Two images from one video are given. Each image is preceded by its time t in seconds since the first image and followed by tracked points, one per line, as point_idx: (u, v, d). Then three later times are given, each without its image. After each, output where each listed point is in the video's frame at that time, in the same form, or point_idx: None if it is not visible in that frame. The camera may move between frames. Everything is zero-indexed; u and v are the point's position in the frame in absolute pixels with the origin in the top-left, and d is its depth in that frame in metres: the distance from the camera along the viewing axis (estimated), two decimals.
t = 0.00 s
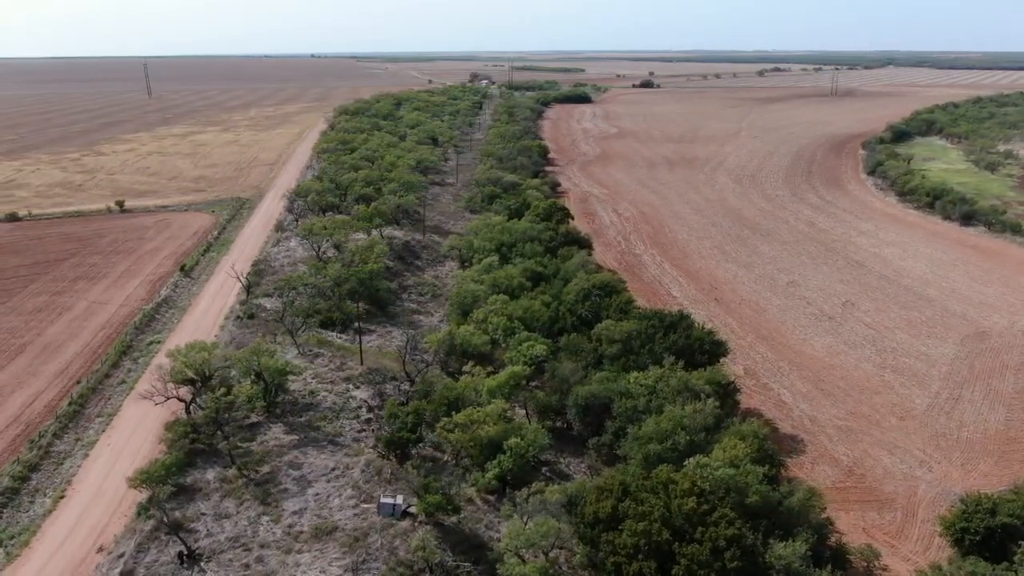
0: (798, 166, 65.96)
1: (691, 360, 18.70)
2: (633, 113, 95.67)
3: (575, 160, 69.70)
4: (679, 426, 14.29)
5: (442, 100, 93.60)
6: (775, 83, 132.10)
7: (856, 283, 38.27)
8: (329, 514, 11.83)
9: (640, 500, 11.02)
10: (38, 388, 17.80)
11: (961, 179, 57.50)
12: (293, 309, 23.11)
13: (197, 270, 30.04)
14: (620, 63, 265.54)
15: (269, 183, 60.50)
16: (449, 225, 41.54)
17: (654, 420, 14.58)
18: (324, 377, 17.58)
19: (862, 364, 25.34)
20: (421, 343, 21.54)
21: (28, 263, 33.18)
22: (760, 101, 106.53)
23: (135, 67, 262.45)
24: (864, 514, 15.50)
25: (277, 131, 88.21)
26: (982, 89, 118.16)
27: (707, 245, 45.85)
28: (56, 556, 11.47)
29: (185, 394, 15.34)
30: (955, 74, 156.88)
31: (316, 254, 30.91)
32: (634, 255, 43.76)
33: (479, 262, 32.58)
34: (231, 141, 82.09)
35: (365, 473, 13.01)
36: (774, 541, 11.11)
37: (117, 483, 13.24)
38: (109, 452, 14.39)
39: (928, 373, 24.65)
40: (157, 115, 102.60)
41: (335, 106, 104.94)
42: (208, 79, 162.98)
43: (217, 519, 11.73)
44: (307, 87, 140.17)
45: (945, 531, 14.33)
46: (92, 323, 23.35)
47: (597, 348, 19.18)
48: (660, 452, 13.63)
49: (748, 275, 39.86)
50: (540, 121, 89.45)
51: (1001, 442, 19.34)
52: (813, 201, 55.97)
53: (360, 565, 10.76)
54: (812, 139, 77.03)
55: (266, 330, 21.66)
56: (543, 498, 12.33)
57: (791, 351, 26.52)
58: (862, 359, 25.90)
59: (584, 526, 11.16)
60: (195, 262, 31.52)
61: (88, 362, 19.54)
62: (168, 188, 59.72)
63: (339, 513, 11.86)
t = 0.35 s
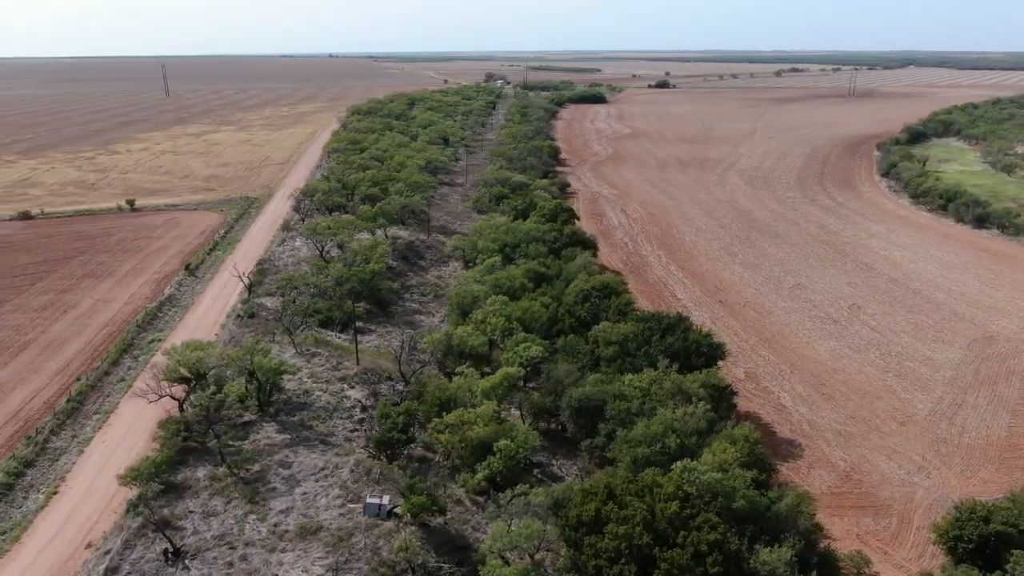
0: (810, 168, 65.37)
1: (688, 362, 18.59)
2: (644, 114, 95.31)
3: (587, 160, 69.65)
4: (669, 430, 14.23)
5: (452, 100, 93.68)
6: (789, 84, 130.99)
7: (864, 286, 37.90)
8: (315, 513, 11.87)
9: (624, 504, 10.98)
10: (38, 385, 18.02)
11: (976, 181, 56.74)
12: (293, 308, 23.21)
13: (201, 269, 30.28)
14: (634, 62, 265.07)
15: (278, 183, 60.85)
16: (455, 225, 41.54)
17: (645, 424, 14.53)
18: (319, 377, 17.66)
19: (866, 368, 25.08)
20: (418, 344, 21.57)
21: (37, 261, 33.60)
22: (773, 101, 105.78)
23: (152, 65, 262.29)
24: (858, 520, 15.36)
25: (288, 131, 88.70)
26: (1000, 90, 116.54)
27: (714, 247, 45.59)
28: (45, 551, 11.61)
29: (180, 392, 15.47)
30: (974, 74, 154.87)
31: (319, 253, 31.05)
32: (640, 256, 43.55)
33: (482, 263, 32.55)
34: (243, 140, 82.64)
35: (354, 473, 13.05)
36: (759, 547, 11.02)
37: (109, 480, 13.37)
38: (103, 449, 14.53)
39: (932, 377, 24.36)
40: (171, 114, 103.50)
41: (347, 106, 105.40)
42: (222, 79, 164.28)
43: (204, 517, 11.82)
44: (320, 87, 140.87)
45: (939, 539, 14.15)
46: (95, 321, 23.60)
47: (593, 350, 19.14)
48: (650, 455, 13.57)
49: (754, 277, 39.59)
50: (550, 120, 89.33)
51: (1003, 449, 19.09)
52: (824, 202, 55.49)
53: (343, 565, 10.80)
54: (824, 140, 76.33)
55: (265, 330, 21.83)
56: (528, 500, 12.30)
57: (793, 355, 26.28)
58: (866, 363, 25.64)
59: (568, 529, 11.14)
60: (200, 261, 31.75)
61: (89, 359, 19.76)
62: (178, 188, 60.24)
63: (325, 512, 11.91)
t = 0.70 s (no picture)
0: (821, 170, 64.79)
1: (684, 365, 18.51)
2: (655, 114, 94.91)
3: (596, 161, 69.46)
4: (659, 434, 14.18)
5: (463, 100, 93.75)
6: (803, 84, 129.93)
7: (872, 290, 37.50)
8: (302, 513, 11.93)
9: (607, 508, 10.94)
10: (39, 382, 18.25)
11: (991, 183, 56.05)
12: (292, 307, 23.31)
13: (206, 268, 30.53)
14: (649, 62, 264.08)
15: (287, 183, 61.16)
16: (460, 226, 41.53)
17: (637, 427, 14.47)
18: (315, 376, 17.77)
19: (868, 373, 24.84)
20: (416, 344, 21.62)
21: (46, 259, 34.01)
22: (786, 102, 104.99)
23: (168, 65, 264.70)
24: (851, 527, 15.23)
25: (300, 131, 89.17)
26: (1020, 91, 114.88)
27: (720, 249, 45.35)
28: (35, 547, 11.75)
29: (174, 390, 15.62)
30: (994, 75, 153.05)
31: (323, 253, 31.17)
32: (646, 258, 43.39)
33: (485, 264, 32.53)
34: (254, 140, 83.18)
35: (342, 473, 13.10)
36: (744, 552, 10.93)
37: (102, 476, 13.51)
38: (97, 447, 14.68)
39: (935, 382, 24.09)
40: (186, 114, 104.37)
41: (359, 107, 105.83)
42: (237, 79, 165.53)
43: (192, 515, 11.91)
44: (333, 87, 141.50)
45: (931, 546, 13.97)
46: (99, 319, 23.88)
47: (589, 352, 19.10)
48: (638, 459, 13.53)
49: (760, 279, 39.33)
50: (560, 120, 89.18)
51: (1004, 456, 18.84)
52: (835, 204, 54.98)
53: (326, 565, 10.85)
54: (837, 141, 75.69)
55: (264, 330, 22.01)
56: (514, 502, 12.30)
57: (796, 358, 26.04)
58: (868, 367, 25.40)
59: (551, 533, 11.11)
60: (205, 261, 31.98)
61: (90, 357, 19.99)
62: (189, 187, 60.72)
63: (311, 512, 11.97)
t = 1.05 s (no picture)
0: (833, 172, 64.24)
1: (679, 368, 18.43)
2: (666, 115, 94.48)
3: (604, 162, 69.30)
4: (650, 437, 14.14)
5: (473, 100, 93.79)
6: (816, 85, 129.01)
7: (879, 293, 37.14)
8: (288, 513, 11.99)
9: (590, 513, 10.94)
10: (39, 379, 18.46)
11: (1006, 186, 55.30)
12: (292, 308, 23.45)
13: (211, 267, 30.77)
14: (663, 62, 262.89)
15: (296, 182, 61.51)
16: (465, 226, 41.51)
17: (627, 430, 14.43)
18: (310, 376, 17.87)
19: (871, 377, 24.61)
20: (414, 346, 21.66)
21: (54, 257, 34.40)
22: (799, 103, 104.17)
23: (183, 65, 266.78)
24: (845, 533, 15.14)
25: (310, 131, 89.60)
26: None
27: (727, 251, 45.09)
28: (25, 543, 11.89)
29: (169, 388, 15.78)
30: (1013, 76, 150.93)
31: (326, 254, 31.32)
32: (651, 259, 43.21)
33: (488, 265, 32.48)
34: (266, 140, 83.71)
35: (331, 474, 13.16)
36: (728, 558, 10.86)
37: (94, 474, 13.65)
38: (92, 444, 14.83)
39: (938, 388, 23.82)
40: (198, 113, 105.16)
41: (370, 108, 106.21)
42: (251, 79, 166.54)
43: (179, 513, 12.00)
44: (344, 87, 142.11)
45: (925, 553, 13.84)
46: (103, 317, 24.17)
47: (585, 354, 19.07)
48: (627, 462, 13.50)
49: (765, 282, 39.08)
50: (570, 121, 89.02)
51: (1005, 463, 18.60)
52: (846, 207, 54.50)
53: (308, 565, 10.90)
54: (849, 143, 74.97)
55: (263, 329, 22.18)
56: (500, 505, 12.31)
57: (798, 362, 25.83)
58: (871, 371, 25.16)
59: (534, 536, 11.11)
60: (211, 260, 32.22)
61: (91, 355, 20.22)
62: (199, 187, 61.23)
63: (297, 512, 12.02)
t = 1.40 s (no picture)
0: (844, 174, 63.65)
1: (675, 371, 18.32)
2: (676, 116, 94.09)
3: (613, 163, 69.10)
4: (640, 440, 14.06)
5: (483, 100, 93.80)
6: (830, 86, 128.08)
7: (886, 296, 36.76)
8: (274, 512, 12.05)
9: (572, 517, 10.91)
10: (39, 377, 18.69)
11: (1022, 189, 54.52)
12: (292, 308, 23.56)
13: (216, 267, 31.00)
14: (676, 62, 261.62)
15: (305, 182, 61.82)
16: (471, 227, 41.50)
17: (617, 433, 14.37)
18: (306, 376, 17.95)
19: (873, 382, 24.34)
20: (412, 347, 21.71)
21: (63, 256, 34.83)
22: (812, 104, 103.27)
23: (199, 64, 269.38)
24: (837, 540, 14.99)
25: (321, 131, 90.07)
26: None
27: (734, 253, 44.83)
28: (15, 538, 12.03)
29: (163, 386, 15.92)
30: None
31: (330, 254, 31.45)
32: (657, 261, 43.03)
33: (491, 265, 32.45)
34: (277, 140, 84.24)
35: (319, 473, 13.22)
36: (711, 564, 10.79)
37: (86, 471, 13.78)
38: (87, 442, 14.98)
39: (941, 393, 23.52)
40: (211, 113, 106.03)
41: (381, 108, 106.56)
42: (264, 79, 167.70)
43: (167, 511, 12.10)
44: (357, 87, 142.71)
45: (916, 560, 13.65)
46: (107, 315, 24.42)
47: (580, 356, 19.00)
48: (616, 465, 13.45)
49: (771, 284, 38.81)
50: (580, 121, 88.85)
51: (1005, 469, 18.34)
52: (856, 209, 53.99)
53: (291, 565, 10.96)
54: (862, 144, 74.25)
55: (262, 329, 22.34)
56: (486, 507, 12.32)
57: (800, 366, 25.59)
58: (873, 376, 24.89)
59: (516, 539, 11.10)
60: (215, 260, 32.45)
61: (92, 353, 20.45)
62: (209, 186, 61.73)
63: (283, 511, 12.08)
